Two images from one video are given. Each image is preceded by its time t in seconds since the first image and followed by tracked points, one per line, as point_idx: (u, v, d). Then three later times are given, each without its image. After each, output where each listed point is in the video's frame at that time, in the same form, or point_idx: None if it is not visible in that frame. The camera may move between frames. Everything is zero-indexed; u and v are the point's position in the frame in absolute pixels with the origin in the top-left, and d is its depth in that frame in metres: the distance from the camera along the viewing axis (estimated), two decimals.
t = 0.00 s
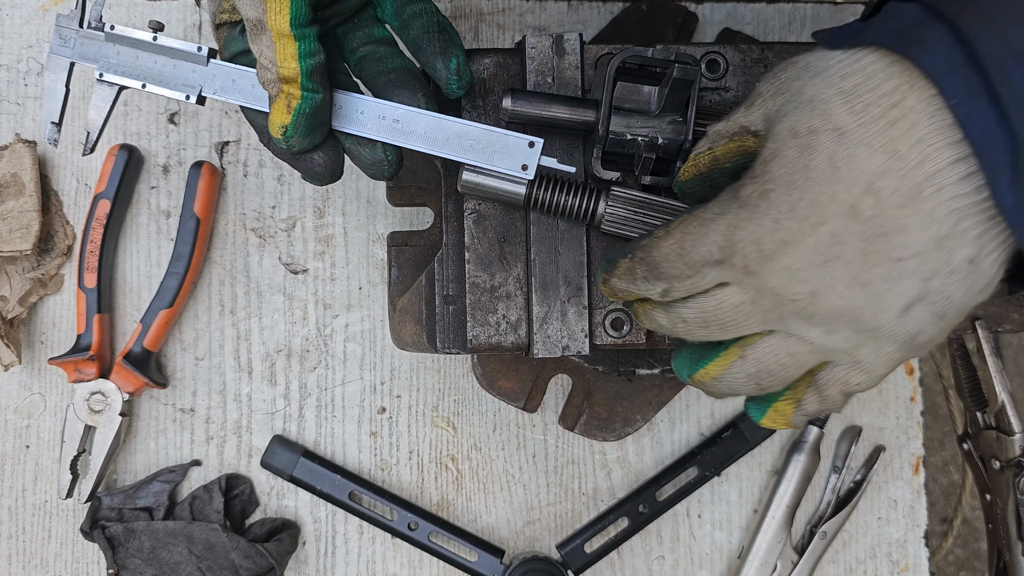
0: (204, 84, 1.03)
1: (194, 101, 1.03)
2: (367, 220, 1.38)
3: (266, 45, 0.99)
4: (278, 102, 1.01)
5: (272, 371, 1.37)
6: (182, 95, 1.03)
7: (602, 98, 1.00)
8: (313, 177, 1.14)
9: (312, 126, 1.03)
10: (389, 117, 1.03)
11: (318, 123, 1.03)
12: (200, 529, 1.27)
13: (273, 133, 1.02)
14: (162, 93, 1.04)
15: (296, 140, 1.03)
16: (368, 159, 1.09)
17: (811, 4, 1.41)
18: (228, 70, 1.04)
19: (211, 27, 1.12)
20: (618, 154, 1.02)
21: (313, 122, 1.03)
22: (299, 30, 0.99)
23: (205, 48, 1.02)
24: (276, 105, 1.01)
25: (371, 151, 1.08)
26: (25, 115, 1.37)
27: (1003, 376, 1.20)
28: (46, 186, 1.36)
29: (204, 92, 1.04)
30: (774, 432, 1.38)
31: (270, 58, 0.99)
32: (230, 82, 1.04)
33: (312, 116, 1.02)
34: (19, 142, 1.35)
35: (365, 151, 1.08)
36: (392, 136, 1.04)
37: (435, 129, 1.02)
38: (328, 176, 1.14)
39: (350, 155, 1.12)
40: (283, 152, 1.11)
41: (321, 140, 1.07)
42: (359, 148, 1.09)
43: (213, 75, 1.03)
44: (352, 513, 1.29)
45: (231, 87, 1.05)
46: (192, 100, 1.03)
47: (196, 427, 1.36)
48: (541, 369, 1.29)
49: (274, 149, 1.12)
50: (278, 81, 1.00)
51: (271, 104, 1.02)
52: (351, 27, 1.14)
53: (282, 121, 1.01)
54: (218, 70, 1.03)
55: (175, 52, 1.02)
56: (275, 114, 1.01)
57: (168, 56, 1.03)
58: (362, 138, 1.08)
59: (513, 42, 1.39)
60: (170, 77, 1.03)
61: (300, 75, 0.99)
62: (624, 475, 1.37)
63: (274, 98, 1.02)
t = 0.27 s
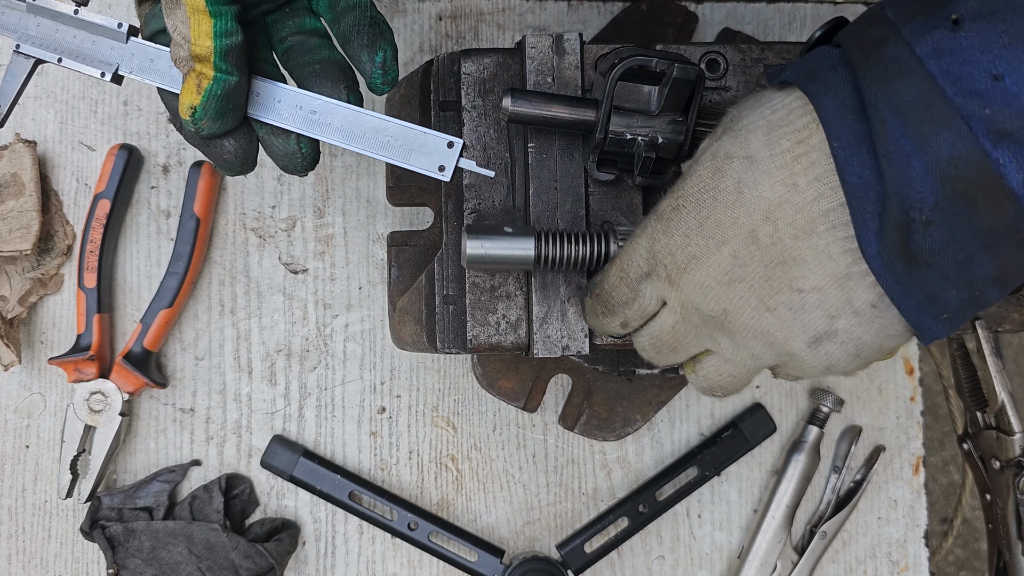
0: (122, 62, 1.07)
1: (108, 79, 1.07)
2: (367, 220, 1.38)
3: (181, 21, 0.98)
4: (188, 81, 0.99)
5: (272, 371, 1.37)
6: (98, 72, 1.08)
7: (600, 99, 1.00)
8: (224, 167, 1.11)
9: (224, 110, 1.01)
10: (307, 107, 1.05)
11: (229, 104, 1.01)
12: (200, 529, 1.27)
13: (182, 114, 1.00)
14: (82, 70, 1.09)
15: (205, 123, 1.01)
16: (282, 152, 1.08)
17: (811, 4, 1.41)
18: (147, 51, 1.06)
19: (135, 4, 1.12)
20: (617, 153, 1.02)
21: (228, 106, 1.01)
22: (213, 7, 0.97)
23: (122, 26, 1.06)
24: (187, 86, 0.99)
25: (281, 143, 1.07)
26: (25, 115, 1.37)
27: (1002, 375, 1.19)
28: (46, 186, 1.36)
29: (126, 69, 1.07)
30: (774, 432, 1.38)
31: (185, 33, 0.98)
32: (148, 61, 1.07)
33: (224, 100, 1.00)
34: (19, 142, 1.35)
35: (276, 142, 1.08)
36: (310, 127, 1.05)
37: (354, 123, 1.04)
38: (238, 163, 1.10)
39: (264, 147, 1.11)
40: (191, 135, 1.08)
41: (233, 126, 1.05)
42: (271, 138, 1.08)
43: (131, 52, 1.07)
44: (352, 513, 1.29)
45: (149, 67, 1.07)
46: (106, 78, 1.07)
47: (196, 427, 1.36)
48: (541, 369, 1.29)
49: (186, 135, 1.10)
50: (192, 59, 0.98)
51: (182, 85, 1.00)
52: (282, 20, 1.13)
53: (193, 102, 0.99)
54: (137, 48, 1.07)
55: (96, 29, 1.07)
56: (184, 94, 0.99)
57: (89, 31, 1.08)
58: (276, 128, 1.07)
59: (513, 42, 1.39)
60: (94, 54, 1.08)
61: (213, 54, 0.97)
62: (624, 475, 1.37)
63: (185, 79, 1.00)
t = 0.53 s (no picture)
0: (86, 75, 1.00)
1: (69, 92, 0.99)
2: (367, 220, 1.38)
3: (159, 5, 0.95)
4: (167, 74, 0.94)
5: (272, 372, 1.37)
6: (58, 87, 1.00)
7: (600, 98, 1.00)
8: (217, 181, 1.03)
9: (210, 107, 0.94)
10: (310, 97, 0.97)
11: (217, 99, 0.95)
12: (200, 529, 1.27)
13: (163, 112, 0.94)
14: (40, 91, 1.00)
15: (190, 120, 0.94)
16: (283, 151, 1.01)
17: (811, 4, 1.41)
18: (114, 58, 1.00)
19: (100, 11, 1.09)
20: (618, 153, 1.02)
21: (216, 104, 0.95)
22: None
23: (84, 34, 0.99)
24: (167, 78, 0.94)
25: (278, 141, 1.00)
26: (25, 115, 1.37)
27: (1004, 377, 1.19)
28: (46, 186, 1.36)
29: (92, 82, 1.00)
30: (773, 433, 1.38)
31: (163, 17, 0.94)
32: (116, 70, 1.00)
33: (210, 91, 0.94)
34: (19, 142, 1.35)
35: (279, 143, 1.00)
36: (315, 118, 0.97)
37: (365, 114, 0.95)
38: (230, 174, 1.02)
39: (265, 152, 1.03)
40: (173, 146, 1.00)
41: (223, 125, 0.98)
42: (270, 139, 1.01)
43: (96, 62, 1.00)
44: (352, 513, 1.29)
45: (120, 75, 1.00)
46: (67, 91, 0.99)
47: (196, 427, 1.36)
48: (541, 369, 1.29)
49: (164, 145, 1.01)
50: (170, 45, 0.94)
51: (160, 76, 0.95)
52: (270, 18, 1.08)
53: (175, 95, 0.93)
54: (102, 57, 1.00)
55: (56, 42, 1.01)
56: (166, 88, 0.94)
57: (45, 47, 1.02)
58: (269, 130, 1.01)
59: (513, 42, 1.39)
60: (54, 69, 1.00)
61: (195, 39, 0.93)
62: (624, 475, 1.37)
63: (164, 68, 0.94)
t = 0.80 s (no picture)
0: (117, 186, 0.82)
1: (96, 206, 0.81)
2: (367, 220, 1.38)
3: (207, 92, 0.76)
4: (209, 179, 0.75)
5: (272, 372, 1.37)
6: (82, 199, 0.81)
7: (600, 99, 1.00)
8: (288, 320, 0.83)
9: (261, 217, 0.75)
10: (395, 215, 0.77)
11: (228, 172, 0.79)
12: (199, 529, 1.27)
13: (203, 225, 0.75)
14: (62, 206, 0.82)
15: (232, 234, 0.75)
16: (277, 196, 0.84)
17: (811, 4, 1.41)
18: (152, 164, 0.82)
19: (132, 112, 0.87)
20: (618, 153, 1.02)
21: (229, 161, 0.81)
22: (251, 70, 0.74)
23: (115, 136, 0.82)
24: (209, 184, 0.75)
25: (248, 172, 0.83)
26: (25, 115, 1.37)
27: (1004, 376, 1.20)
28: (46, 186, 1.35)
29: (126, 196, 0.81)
30: (773, 433, 1.38)
31: (212, 108, 0.75)
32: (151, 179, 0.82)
33: (262, 199, 0.75)
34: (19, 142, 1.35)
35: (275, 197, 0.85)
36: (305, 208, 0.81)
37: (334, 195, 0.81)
38: (291, 313, 0.81)
39: (361, 274, 0.84)
40: (236, 274, 0.81)
41: (274, 241, 0.78)
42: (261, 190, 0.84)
43: (99, 165, 0.82)
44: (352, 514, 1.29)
45: (157, 186, 0.82)
46: (93, 205, 0.81)
47: (196, 427, 1.36)
48: (541, 370, 1.29)
49: (218, 274, 0.82)
50: (218, 143, 0.75)
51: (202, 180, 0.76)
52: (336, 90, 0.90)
53: (217, 204, 0.74)
54: (135, 163, 0.82)
55: (79, 144, 0.83)
56: (206, 196, 0.75)
57: (66, 152, 0.84)
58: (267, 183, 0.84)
59: (513, 42, 1.39)
60: (77, 179, 0.83)
61: (246, 134, 0.74)
62: (624, 475, 1.37)
63: (207, 172, 0.75)
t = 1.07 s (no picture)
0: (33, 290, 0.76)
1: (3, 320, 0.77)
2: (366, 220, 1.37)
3: (118, 140, 0.70)
4: (131, 239, 0.71)
5: (271, 372, 1.36)
6: None
7: (600, 98, 1.00)
8: (244, 337, 0.74)
9: (191, 271, 0.72)
10: (300, 227, 0.80)
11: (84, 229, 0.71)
12: (198, 530, 1.27)
13: (132, 289, 0.71)
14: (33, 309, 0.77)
15: (164, 295, 0.71)
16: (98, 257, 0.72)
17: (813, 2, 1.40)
18: (45, 251, 0.76)
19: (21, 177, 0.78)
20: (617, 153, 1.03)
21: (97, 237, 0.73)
22: (175, 116, 0.70)
23: None
24: (133, 244, 0.71)
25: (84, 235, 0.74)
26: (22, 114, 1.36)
27: (1007, 376, 1.19)
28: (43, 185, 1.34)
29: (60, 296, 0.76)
30: (775, 434, 1.37)
31: (124, 159, 0.70)
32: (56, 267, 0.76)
33: (188, 252, 0.71)
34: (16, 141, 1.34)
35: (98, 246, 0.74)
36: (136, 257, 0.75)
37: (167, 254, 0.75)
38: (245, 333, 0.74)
39: (302, 325, 0.79)
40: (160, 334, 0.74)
41: (206, 290, 0.74)
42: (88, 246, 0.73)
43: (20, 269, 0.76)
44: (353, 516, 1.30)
45: (62, 275, 0.76)
46: None
47: (194, 428, 1.35)
48: (541, 371, 1.28)
49: (150, 339, 0.74)
50: (138, 199, 0.70)
51: (124, 242, 0.72)
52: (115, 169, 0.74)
53: (144, 265, 0.70)
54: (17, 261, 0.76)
55: None
56: (131, 257, 0.71)
57: None
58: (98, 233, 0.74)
59: (513, 40, 1.38)
60: None
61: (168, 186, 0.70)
62: (625, 477, 1.36)
63: (128, 232, 0.71)
